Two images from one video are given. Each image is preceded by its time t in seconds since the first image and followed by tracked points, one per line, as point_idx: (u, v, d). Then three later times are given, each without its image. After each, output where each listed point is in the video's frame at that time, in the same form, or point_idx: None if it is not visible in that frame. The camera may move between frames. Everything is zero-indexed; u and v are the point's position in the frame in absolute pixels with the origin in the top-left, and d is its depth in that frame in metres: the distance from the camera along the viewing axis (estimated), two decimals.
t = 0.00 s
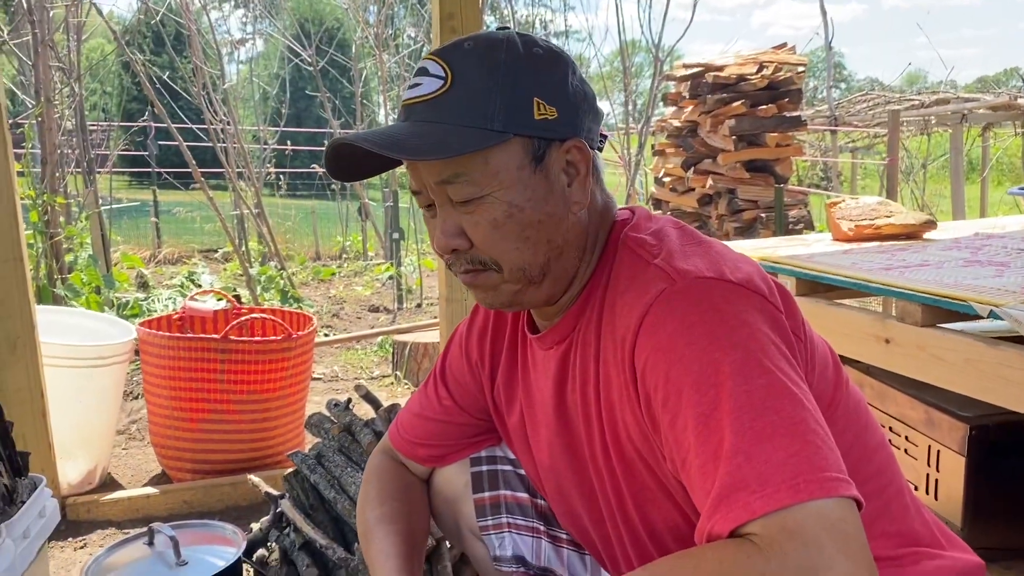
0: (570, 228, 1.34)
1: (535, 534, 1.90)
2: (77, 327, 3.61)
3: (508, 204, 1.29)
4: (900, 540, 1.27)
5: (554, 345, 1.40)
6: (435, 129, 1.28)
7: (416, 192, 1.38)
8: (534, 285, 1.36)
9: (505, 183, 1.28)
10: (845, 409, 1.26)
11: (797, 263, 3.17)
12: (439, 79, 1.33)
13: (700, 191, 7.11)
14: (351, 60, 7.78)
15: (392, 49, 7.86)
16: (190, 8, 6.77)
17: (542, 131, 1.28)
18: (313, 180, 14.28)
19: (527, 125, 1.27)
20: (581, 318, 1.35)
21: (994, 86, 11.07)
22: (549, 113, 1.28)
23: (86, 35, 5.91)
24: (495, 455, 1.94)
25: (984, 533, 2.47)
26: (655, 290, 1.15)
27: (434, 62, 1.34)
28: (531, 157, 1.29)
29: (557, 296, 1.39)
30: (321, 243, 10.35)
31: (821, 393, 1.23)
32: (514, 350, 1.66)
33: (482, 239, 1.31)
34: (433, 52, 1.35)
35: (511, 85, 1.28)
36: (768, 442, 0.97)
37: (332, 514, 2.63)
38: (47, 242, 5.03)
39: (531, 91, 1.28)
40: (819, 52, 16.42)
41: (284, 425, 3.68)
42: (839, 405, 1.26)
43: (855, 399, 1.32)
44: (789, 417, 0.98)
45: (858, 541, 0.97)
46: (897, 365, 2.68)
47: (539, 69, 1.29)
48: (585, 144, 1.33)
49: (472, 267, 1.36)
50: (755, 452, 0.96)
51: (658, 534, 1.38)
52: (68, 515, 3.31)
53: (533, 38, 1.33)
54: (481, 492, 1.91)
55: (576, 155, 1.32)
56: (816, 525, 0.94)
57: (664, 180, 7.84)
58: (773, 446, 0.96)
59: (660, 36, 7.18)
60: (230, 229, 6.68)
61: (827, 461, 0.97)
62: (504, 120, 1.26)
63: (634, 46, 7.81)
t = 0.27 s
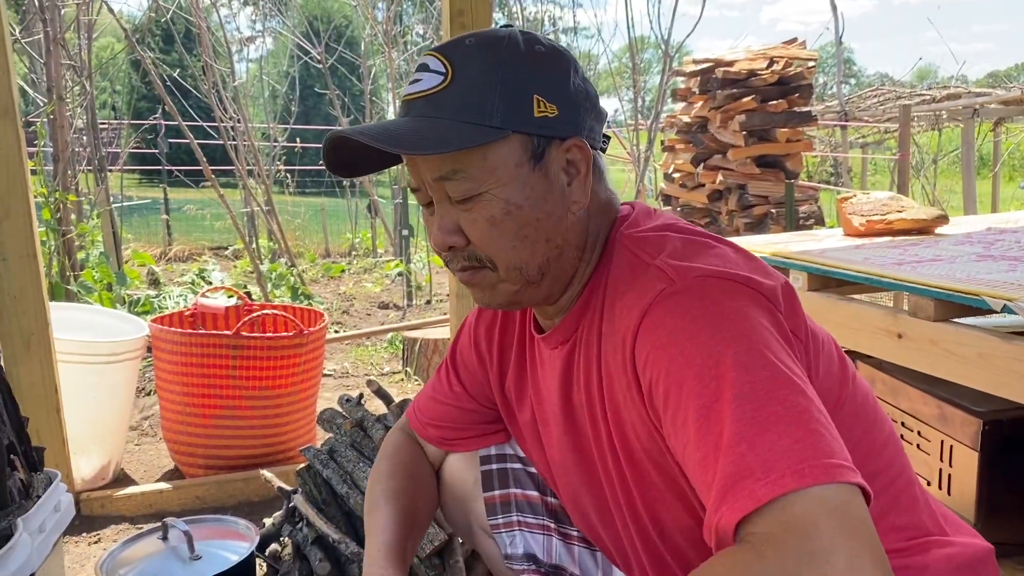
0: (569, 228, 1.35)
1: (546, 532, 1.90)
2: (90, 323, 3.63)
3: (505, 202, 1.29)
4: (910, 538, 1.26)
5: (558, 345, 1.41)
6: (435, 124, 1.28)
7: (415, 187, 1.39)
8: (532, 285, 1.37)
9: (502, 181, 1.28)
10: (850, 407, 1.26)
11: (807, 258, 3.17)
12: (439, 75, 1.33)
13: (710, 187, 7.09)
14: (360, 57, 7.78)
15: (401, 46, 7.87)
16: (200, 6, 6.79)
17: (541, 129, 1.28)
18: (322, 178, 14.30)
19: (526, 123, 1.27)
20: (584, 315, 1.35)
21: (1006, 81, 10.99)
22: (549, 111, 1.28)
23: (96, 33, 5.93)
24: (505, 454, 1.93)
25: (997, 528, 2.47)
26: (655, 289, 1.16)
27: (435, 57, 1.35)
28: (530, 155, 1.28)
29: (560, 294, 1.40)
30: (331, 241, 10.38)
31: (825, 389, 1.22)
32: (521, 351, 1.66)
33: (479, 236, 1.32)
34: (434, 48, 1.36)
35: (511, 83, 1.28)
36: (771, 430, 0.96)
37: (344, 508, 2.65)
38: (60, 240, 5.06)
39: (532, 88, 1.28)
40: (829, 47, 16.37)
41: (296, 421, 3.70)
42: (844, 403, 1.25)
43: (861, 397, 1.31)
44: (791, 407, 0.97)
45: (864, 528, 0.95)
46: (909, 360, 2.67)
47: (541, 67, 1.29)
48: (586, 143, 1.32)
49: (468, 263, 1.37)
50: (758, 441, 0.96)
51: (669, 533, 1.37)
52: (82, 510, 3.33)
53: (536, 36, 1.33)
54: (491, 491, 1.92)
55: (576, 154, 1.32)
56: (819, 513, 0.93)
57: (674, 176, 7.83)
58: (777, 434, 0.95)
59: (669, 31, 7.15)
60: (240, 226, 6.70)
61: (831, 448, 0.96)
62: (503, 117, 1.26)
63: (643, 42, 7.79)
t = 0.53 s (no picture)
0: (555, 250, 1.28)
1: (550, 539, 1.92)
2: (101, 323, 3.65)
3: (489, 221, 1.22)
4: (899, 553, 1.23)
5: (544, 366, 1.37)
6: (418, 136, 1.22)
7: (396, 199, 1.33)
8: (515, 307, 1.31)
9: (487, 199, 1.21)
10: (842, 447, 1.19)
11: (818, 258, 3.16)
12: (424, 84, 1.26)
13: (719, 186, 7.08)
14: (368, 57, 7.80)
15: (410, 46, 7.88)
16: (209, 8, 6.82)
17: (528, 145, 1.21)
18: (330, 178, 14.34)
19: (513, 138, 1.20)
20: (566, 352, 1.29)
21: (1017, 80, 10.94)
22: (538, 126, 1.21)
23: (107, 34, 5.96)
24: (508, 464, 2.03)
25: (1010, 529, 2.46)
26: (624, 351, 1.08)
27: (420, 65, 1.28)
28: (516, 172, 1.22)
29: (542, 314, 1.34)
30: (339, 241, 10.40)
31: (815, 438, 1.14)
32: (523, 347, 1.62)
33: (461, 255, 1.26)
34: (420, 55, 1.29)
35: (499, 95, 1.21)
36: (698, 544, 0.92)
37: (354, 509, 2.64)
38: (70, 240, 5.09)
39: (520, 102, 1.21)
40: (837, 46, 16.32)
41: (307, 421, 3.72)
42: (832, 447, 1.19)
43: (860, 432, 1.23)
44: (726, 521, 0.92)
45: None
46: (920, 360, 2.66)
47: (531, 80, 1.23)
48: (577, 162, 1.26)
49: (449, 282, 1.31)
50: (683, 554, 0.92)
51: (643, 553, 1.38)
52: (94, 509, 3.35)
53: (528, 47, 1.26)
54: (495, 501, 1.98)
55: (566, 172, 1.25)
56: None
57: (682, 175, 7.76)
58: (702, 549, 0.92)
59: (678, 31, 7.15)
60: (250, 226, 6.73)
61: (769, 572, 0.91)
62: (489, 132, 1.19)
63: (651, 41, 7.78)
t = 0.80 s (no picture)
0: (525, 287, 1.20)
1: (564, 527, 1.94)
2: (116, 321, 3.68)
3: (452, 256, 1.14)
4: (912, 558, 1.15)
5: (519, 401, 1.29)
6: (374, 165, 1.14)
7: (355, 230, 1.24)
8: (479, 346, 1.23)
9: (448, 233, 1.13)
10: (816, 497, 1.11)
11: (830, 256, 3.16)
12: (384, 105, 1.17)
13: (730, 185, 7.07)
14: (379, 57, 7.83)
15: (420, 46, 7.90)
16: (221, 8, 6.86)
17: (494, 175, 1.13)
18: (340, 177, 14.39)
19: (478, 168, 1.12)
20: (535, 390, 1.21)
21: None
22: (506, 155, 1.13)
23: (120, 34, 6.00)
24: (520, 451, 1.95)
25: None
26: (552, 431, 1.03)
27: (380, 84, 1.19)
28: (482, 206, 1.14)
29: (509, 349, 1.26)
30: (350, 240, 10.44)
31: (780, 498, 1.06)
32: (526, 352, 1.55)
33: (421, 291, 1.17)
34: (381, 74, 1.20)
35: (463, 120, 1.13)
36: None
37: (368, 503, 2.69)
38: (84, 238, 5.12)
39: (487, 127, 1.13)
40: (847, 44, 16.28)
41: (319, 418, 3.73)
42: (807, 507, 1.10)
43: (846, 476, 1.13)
44: None
45: None
46: (934, 357, 2.66)
47: (501, 103, 1.15)
48: (548, 193, 1.17)
49: (409, 318, 1.22)
50: None
51: None
52: (110, 504, 3.38)
53: (498, 65, 1.18)
54: (507, 488, 1.97)
55: (536, 205, 1.17)
56: None
57: (694, 173, 7.73)
58: None
59: (689, 29, 7.15)
60: (261, 225, 6.76)
61: None
62: (452, 162, 1.12)
63: (661, 40, 7.78)
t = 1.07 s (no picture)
0: (510, 343, 1.17)
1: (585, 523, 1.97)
2: (131, 321, 3.71)
3: (434, 317, 1.12)
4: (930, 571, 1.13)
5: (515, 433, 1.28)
6: (351, 230, 1.12)
7: (339, 285, 1.23)
8: (464, 400, 1.22)
9: (429, 294, 1.11)
10: (806, 541, 1.09)
11: (841, 256, 3.17)
12: (360, 162, 1.14)
13: (741, 185, 7.06)
14: (390, 58, 7.86)
15: (430, 47, 7.92)
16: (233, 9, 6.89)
17: (475, 235, 1.10)
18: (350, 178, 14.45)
19: (459, 228, 1.09)
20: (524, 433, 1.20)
21: None
22: (487, 213, 1.10)
23: (133, 35, 6.04)
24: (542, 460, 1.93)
25: None
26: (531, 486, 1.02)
27: (356, 138, 1.15)
28: (464, 266, 1.11)
29: (496, 396, 1.24)
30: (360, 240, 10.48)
31: (773, 534, 1.05)
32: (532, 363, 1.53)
33: (402, 351, 1.16)
34: (356, 126, 1.17)
35: (443, 178, 1.10)
36: None
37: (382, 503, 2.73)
38: (98, 238, 5.17)
39: (466, 185, 1.10)
40: (857, 44, 16.23)
41: (331, 417, 3.76)
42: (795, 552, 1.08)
43: (842, 515, 1.10)
44: None
45: None
46: (946, 358, 2.66)
47: (481, 156, 1.12)
48: (533, 249, 1.14)
49: (391, 374, 1.23)
50: None
51: None
52: (126, 502, 3.41)
53: (479, 115, 1.15)
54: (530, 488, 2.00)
55: (521, 260, 1.14)
56: None
57: (704, 173, 7.71)
58: None
59: (699, 29, 7.14)
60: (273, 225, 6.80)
61: None
62: (431, 222, 1.09)
63: (671, 40, 7.79)
